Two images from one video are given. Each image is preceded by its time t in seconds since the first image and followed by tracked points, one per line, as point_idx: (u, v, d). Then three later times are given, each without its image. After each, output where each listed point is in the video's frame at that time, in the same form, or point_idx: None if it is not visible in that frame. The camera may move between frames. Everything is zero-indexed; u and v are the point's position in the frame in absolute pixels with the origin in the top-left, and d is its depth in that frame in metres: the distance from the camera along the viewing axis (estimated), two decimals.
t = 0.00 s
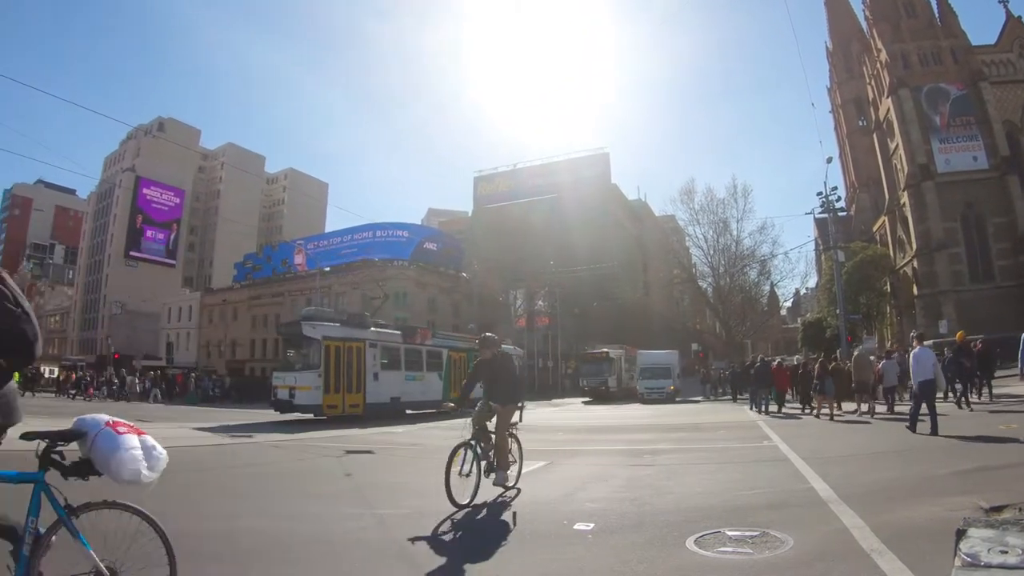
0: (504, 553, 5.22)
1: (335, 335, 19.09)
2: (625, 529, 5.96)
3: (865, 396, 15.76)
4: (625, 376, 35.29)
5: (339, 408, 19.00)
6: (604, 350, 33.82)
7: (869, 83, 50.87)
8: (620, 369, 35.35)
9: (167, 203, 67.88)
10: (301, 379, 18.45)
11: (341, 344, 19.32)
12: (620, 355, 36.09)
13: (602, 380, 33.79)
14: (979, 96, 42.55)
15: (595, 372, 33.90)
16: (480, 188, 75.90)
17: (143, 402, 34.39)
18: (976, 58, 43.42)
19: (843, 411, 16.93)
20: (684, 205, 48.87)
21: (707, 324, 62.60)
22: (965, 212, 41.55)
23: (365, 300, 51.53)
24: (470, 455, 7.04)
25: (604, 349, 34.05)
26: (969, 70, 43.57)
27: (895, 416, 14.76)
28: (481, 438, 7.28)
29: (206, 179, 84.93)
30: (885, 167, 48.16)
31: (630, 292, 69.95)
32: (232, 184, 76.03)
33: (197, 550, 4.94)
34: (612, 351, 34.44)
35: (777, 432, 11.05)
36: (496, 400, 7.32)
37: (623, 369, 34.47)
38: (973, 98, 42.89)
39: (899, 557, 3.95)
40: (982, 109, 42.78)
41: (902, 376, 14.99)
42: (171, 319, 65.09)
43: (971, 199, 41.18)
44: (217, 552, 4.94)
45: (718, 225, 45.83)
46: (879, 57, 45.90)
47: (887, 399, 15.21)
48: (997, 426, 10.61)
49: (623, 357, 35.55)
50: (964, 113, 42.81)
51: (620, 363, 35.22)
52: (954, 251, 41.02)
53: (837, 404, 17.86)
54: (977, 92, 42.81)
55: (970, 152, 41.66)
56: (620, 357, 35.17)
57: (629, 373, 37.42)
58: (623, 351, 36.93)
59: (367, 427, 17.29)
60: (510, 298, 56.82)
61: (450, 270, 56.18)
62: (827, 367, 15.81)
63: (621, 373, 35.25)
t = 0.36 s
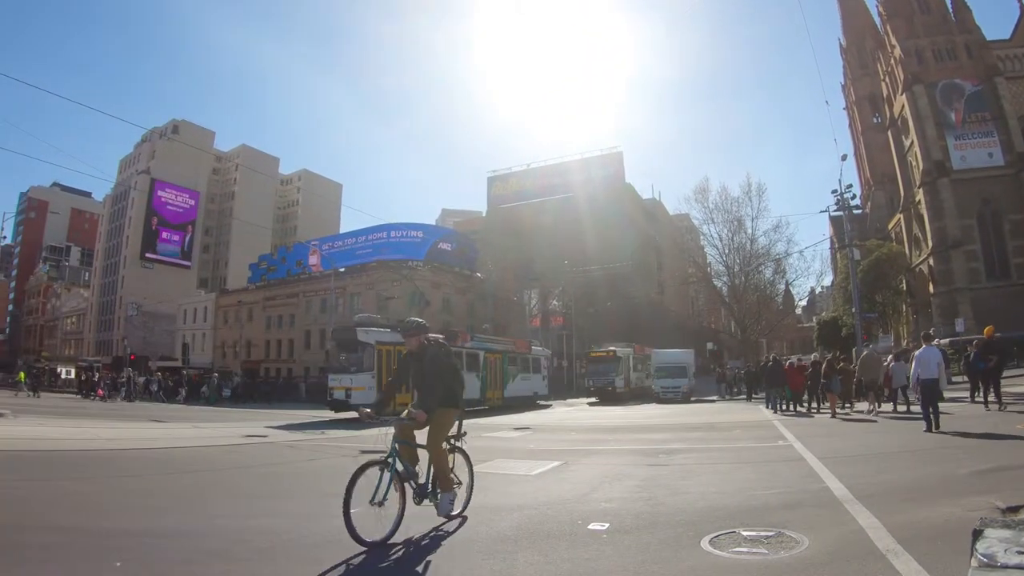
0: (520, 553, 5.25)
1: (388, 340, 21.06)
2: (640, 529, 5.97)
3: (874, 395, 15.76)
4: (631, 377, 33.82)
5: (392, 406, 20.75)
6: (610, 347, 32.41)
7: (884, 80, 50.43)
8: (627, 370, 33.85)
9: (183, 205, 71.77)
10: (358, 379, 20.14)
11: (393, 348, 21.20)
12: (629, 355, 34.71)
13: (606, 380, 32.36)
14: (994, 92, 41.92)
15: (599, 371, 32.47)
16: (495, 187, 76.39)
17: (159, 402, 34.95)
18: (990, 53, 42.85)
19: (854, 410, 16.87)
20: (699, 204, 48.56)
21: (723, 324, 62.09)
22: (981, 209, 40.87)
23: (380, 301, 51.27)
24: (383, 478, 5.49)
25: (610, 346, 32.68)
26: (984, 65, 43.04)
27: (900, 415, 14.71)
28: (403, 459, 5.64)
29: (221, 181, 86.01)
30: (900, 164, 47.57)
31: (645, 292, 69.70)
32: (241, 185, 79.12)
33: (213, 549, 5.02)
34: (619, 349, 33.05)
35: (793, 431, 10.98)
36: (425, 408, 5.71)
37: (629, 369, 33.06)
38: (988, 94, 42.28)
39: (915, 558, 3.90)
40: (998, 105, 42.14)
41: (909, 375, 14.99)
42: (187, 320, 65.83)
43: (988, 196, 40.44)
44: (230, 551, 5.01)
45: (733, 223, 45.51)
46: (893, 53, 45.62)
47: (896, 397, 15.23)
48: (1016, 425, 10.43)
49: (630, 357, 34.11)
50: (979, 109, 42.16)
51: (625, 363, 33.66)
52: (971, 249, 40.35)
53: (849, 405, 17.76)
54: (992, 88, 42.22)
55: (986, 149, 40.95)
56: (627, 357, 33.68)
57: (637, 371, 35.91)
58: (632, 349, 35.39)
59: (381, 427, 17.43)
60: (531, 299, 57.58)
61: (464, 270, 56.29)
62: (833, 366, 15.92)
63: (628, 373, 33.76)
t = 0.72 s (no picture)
0: (536, 552, 5.27)
1: (437, 344, 22.45)
2: (656, 529, 5.96)
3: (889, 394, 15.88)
4: (640, 377, 31.66)
5: (443, 404, 22.08)
6: (619, 346, 30.35)
7: (899, 76, 50.13)
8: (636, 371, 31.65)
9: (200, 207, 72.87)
10: (411, 381, 21.45)
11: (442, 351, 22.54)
12: (640, 356, 32.68)
13: (613, 381, 30.23)
14: (1010, 88, 41.33)
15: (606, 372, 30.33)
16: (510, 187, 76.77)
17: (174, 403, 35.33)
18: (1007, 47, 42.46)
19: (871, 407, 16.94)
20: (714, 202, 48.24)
21: (740, 323, 61.53)
22: (999, 206, 40.17)
23: (396, 302, 51.42)
24: (217, 544, 3.83)
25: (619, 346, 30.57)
26: (1000, 60, 42.68)
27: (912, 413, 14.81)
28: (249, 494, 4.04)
29: (237, 183, 87.16)
30: (916, 161, 46.95)
31: (661, 292, 69.41)
32: (257, 187, 80.15)
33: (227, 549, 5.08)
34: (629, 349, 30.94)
35: (810, 431, 10.87)
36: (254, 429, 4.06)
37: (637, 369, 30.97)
38: (1005, 90, 41.66)
39: (932, 559, 3.85)
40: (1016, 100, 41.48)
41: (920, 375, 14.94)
42: (205, 321, 66.63)
43: (1006, 191, 39.73)
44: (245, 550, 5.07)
45: (749, 222, 45.10)
46: (908, 49, 45.46)
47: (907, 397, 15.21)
48: None
49: (637, 355, 32.04)
50: (996, 105, 41.40)
51: (633, 363, 31.48)
52: (989, 246, 39.63)
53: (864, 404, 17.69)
54: (1009, 83, 41.62)
55: (1003, 145, 40.19)
56: (635, 356, 31.56)
57: (645, 369, 33.69)
58: (641, 347, 33.29)
59: (397, 427, 17.53)
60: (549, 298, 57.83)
61: (481, 271, 56.39)
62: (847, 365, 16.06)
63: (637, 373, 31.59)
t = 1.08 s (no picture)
0: (553, 552, 5.30)
1: (483, 347, 23.38)
2: (673, 528, 5.96)
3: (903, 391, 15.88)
4: (647, 377, 29.61)
5: (488, 403, 23.03)
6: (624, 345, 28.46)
7: (914, 73, 49.83)
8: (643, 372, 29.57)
9: (216, 209, 74.14)
10: (460, 381, 22.16)
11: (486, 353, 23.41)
12: (647, 357, 30.65)
13: (617, 381, 28.34)
14: None
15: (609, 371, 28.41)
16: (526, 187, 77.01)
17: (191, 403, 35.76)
18: None
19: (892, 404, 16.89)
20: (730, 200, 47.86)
21: (757, 323, 60.96)
22: (1018, 201, 39.35)
23: (412, 301, 51.65)
24: None
25: (624, 344, 28.62)
26: (1018, 54, 42.59)
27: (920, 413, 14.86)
28: None
29: (253, 185, 88.26)
30: (933, 157, 46.29)
31: (677, 291, 69.21)
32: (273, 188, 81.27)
33: (244, 549, 5.14)
34: (635, 348, 28.96)
35: (828, 430, 10.77)
36: None
37: (644, 370, 28.96)
38: None
39: (951, 559, 3.81)
40: None
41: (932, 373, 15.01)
42: (222, 322, 67.39)
43: None
44: (261, 550, 5.14)
45: (765, 220, 44.63)
46: (923, 45, 45.35)
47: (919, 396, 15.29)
48: None
49: (644, 353, 29.97)
50: (1016, 100, 40.13)
51: (640, 362, 29.38)
52: (1008, 243, 38.85)
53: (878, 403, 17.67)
54: None
55: None
56: (641, 355, 29.45)
57: (652, 369, 31.49)
58: (648, 345, 31.31)
59: (413, 427, 17.62)
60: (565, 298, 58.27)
61: (496, 271, 56.52)
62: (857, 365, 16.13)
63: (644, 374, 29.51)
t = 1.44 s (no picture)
0: (569, 552, 5.31)
1: (525, 349, 25.09)
2: (690, 529, 5.93)
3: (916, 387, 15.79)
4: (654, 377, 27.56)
5: (529, 401, 24.74)
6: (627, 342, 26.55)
7: (930, 68, 49.22)
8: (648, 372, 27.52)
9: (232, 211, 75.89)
10: (506, 381, 23.68)
11: (527, 356, 24.88)
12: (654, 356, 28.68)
13: (620, 381, 26.37)
14: None
15: (612, 370, 26.46)
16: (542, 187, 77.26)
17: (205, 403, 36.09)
18: None
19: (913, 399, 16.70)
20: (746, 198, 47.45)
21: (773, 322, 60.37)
22: None
23: (428, 301, 51.83)
24: None
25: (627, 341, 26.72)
26: None
27: (924, 411, 14.83)
28: None
29: (269, 187, 89.25)
30: (950, 154, 45.60)
31: (693, 290, 68.84)
32: (289, 190, 82.51)
33: (263, 548, 5.21)
34: (639, 345, 27.02)
35: (848, 430, 10.65)
36: None
37: (649, 369, 26.99)
38: None
39: (969, 560, 3.77)
40: None
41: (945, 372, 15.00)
42: (239, 323, 68.11)
43: None
44: (279, 549, 5.20)
45: (781, 218, 44.18)
46: (938, 41, 45.00)
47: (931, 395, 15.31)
48: None
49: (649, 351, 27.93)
50: None
51: (644, 360, 27.37)
52: None
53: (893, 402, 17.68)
54: None
55: None
56: (645, 353, 27.47)
57: (657, 368, 29.40)
58: (654, 341, 29.34)
59: (428, 427, 17.69)
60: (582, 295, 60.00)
61: (512, 272, 56.54)
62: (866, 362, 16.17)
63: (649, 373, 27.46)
